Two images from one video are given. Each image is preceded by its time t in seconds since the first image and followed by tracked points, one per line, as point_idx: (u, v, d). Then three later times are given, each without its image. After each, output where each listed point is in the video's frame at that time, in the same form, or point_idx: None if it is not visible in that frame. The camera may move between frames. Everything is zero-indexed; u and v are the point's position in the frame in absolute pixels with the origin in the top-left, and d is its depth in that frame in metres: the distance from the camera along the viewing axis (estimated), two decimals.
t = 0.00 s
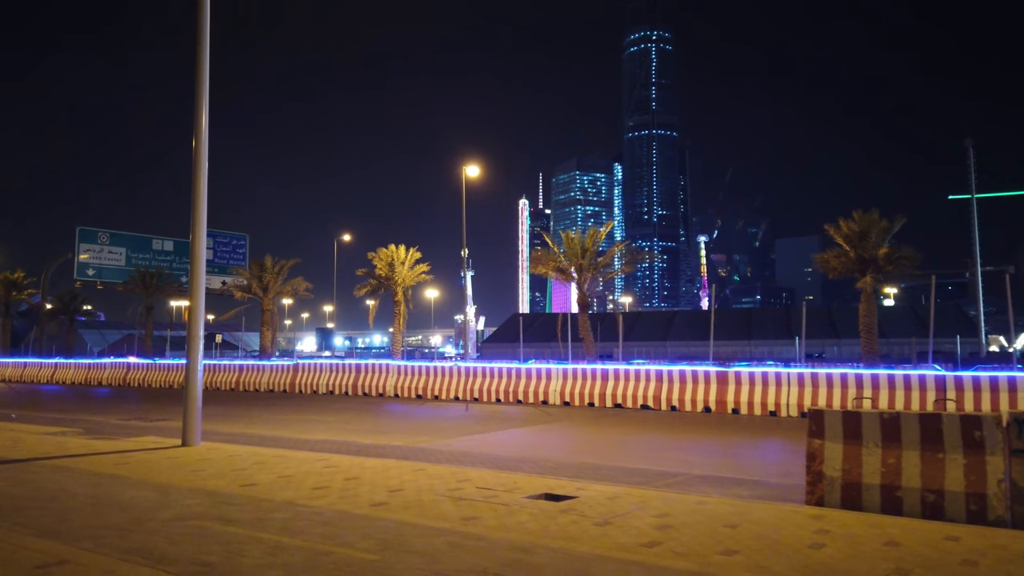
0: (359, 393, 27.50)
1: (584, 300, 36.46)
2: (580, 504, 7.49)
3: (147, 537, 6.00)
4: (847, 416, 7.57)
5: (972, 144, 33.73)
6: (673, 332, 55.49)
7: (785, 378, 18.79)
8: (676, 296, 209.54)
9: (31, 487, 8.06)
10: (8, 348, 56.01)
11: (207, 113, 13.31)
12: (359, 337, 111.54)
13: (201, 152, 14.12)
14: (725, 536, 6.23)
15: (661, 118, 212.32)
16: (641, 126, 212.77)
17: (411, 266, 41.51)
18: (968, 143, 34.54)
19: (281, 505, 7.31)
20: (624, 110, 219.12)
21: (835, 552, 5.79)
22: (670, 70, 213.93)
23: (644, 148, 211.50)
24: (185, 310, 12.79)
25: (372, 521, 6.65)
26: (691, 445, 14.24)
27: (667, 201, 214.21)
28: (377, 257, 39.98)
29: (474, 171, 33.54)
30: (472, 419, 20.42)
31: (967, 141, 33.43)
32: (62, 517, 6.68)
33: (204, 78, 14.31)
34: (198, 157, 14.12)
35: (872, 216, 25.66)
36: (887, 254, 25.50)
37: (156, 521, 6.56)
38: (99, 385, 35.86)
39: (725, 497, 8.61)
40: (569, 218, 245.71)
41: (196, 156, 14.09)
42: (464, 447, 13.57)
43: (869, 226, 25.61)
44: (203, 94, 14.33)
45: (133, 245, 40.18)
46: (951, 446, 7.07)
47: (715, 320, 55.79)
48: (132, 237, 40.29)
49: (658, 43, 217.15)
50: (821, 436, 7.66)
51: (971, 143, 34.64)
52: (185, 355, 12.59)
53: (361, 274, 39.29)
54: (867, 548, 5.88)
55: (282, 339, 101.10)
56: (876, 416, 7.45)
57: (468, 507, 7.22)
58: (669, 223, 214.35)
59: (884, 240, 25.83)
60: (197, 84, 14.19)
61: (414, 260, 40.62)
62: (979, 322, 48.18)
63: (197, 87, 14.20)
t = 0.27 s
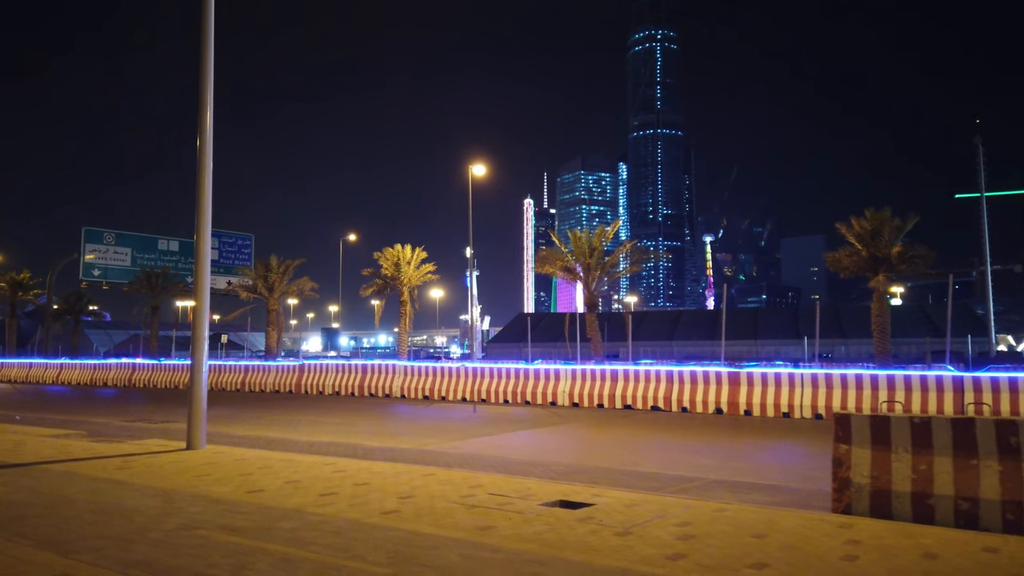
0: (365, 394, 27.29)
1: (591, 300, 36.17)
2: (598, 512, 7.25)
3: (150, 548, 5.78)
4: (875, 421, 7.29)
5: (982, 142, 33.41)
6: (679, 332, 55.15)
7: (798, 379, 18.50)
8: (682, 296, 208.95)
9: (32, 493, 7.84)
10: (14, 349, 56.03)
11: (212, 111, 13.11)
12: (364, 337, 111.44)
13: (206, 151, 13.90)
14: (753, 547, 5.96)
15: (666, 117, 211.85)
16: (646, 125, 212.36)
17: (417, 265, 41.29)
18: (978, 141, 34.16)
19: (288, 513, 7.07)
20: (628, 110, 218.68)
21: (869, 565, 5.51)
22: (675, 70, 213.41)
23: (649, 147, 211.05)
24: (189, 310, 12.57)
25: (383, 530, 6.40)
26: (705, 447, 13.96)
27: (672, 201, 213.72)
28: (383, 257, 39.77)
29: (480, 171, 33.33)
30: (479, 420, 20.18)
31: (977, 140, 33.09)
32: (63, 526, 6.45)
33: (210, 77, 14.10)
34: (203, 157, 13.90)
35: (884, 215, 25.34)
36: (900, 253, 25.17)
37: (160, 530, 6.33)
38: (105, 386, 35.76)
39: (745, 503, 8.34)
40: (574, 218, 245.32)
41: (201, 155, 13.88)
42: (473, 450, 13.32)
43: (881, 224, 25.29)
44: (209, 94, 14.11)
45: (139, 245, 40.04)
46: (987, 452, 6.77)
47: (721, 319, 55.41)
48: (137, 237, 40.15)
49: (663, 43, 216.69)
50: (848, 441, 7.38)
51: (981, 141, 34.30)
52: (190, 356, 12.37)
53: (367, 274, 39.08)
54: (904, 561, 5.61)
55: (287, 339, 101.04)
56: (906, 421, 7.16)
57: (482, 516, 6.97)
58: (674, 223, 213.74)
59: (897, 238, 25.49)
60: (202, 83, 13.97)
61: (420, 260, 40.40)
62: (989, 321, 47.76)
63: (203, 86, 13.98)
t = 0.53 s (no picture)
0: (372, 394, 27.10)
1: (598, 299, 35.92)
2: (619, 516, 7.01)
3: (157, 553, 5.57)
4: (906, 423, 7.04)
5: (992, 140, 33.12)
6: (686, 332, 54.85)
7: (812, 379, 18.22)
8: (687, 295, 208.41)
9: (36, 496, 7.64)
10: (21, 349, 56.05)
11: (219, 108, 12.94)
12: (369, 337, 111.34)
13: (214, 150, 13.72)
14: (784, 554, 5.72)
15: (671, 117, 211.42)
16: (651, 125, 211.95)
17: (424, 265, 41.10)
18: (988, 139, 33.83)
19: (299, 517, 6.85)
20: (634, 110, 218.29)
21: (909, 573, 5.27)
22: (680, 69, 212.96)
23: (654, 147, 210.65)
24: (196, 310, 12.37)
25: (398, 535, 6.19)
26: (719, 448, 13.70)
27: (678, 201, 213.21)
28: (389, 256, 39.59)
29: (487, 169, 33.12)
30: (487, 420, 19.96)
31: (987, 138, 32.77)
32: (68, 531, 6.24)
33: (216, 74, 13.94)
34: (210, 156, 13.71)
35: (897, 213, 25.04)
36: (913, 251, 24.88)
37: (167, 535, 6.11)
38: (111, 385, 35.64)
39: (768, 507, 8.10)
40: (579, 218, 244.93)
41: (208, 153, 13.70)
42: (484, 451, 13.08)
43: (894, 223, 24.97)
44: (215, 93, 13.92)
45: (145, 245, 39.94)
46: None
47: (727, 319, 55.06)
48: (144, 237, 40.06)
49: (668, 42, 216.26)
50: (878, 443, 7.13)
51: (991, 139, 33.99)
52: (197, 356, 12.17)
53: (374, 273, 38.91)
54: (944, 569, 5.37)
55: (293, 339, 101.02)
56: (938, 423, 6.92)
57: (500, 520, 6.74)
58: (680, 222, 213.15)
59: (910, 237, 25.18)
60: (209, 82, 13.78)
61: (427, 259, 40.20)
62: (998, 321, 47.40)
63: (209, 85, 13.78)
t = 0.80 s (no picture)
0: (380, 395, 26.89)
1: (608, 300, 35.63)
2: (644, 523, 6.76)
3: (168, 562, 5.36)
4: (943, 427, 6.77)
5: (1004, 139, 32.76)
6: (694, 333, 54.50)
7: (829, 381, 17.89)
8: (693, 296, 207.86)
9: (43, 500, 7.44)
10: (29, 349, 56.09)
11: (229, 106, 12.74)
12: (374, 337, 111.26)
13: (223, 149, 13.52)
14: (823, 565, 5.46)
15: (677, 118, 210.95)
16: (657, 125, 211.52)
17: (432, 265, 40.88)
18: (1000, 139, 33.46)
19: (314, 523, 6.63)
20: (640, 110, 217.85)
21: None
22: (686, 70, 212.44)
23: (660, 147, 210.19)
24: (206, 311, 12.17)
25: (416, 542, 5.96)
26: (736, 452, 13.43)
27: (684, 202, 212.67)
28: (397, 256, 39.39)
29: (495, 169, 32.88)
30: (497, 422, 19.71)
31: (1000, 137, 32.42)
32: (76, 538, 6.02)
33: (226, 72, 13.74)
34: (219, 155, 13.52)
35: (912, 212, 24.68)
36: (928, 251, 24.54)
37: (179, 542, 5.90)
38: (118, 386, 35.54)
39: (796, 514, 7.83)
40: (585, 218, 244.55)
41: (218, 153, 13.49)
42: (497, 454, 12.83)
43: (909, 222, 24.62)
44: (225, 91, 13.73)
45: (152, 245, 39.84)
46: None
47: (735, 319, 54.68)
48: (151, 237, 39.97)
49: (674, 43, 215.83)
50: (913, 448, 6.86)
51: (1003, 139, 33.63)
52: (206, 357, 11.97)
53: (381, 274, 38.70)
54: None
55: (299, 339, 101.03)
56: (977, 427, 6.65)
57: (521, 527, 6.50)
58: (686, 223, 212.51)
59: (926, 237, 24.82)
60: (218, 80, 13.58)
61: (435, 259, 39.98)
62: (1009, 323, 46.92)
63: (219, 84, 13.58)
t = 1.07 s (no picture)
0: (387, 396, 26.71)
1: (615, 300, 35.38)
2: (663, 531, 6.54)
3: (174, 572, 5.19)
4: (972, 433, 6.54)
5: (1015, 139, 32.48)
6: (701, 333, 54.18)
7: (842, 383, 17.61)
8: (698, 296, 207.29)
9: (46, 506, 7.28)
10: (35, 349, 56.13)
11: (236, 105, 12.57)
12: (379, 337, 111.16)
13: (229, 149, 13.35)
14: None
15: (682, 117, 210.49)
16: (663, 126, 211.08)
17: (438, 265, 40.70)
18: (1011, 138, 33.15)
19: (323, 531, 6.44)
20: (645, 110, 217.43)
21: None
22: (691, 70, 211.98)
23: (666, 147, 209.71)
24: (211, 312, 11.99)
25: (430, 552, 5.77)
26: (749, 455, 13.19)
27: (689, 202, 212.16)
28: (403, 257, 39.21)
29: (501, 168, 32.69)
30: (504, 424, 19.50)
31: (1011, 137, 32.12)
32: (77, 547, 5.84)
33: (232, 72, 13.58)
34: (226, 155, 13.35)
35: (924, 211, 24.37)
36: (941, 251, 24.24)
37: (184, 551, 5.72)
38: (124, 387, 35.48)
39: (817, 521, 7.62)
40: (590, 218, 244.12)
41: (224, 153, 13.31)
42: (508, 458, 12.62)
43: (922, 222, 24.32)
44: (231, 89, 13.55)
45: (158, 245, 39.75)
46: None
47: (743, 320, 54.34)
48: (157, 238, 39.89)
49: (679, 43, 215.41)
50: (941, 454, 6.63)
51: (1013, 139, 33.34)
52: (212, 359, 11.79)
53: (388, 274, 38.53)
54: None
55: (304, 339, 101.02)
56: (1008, 434, 6.42)
57: (537, 536, 6.30)
58: (691, 223, 211.93)
59: (939, 236, 24.52)
60: (224, 79, 13.40)
61: (441, 259, 39.79)
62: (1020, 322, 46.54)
63: (225, 83, 13.41)
